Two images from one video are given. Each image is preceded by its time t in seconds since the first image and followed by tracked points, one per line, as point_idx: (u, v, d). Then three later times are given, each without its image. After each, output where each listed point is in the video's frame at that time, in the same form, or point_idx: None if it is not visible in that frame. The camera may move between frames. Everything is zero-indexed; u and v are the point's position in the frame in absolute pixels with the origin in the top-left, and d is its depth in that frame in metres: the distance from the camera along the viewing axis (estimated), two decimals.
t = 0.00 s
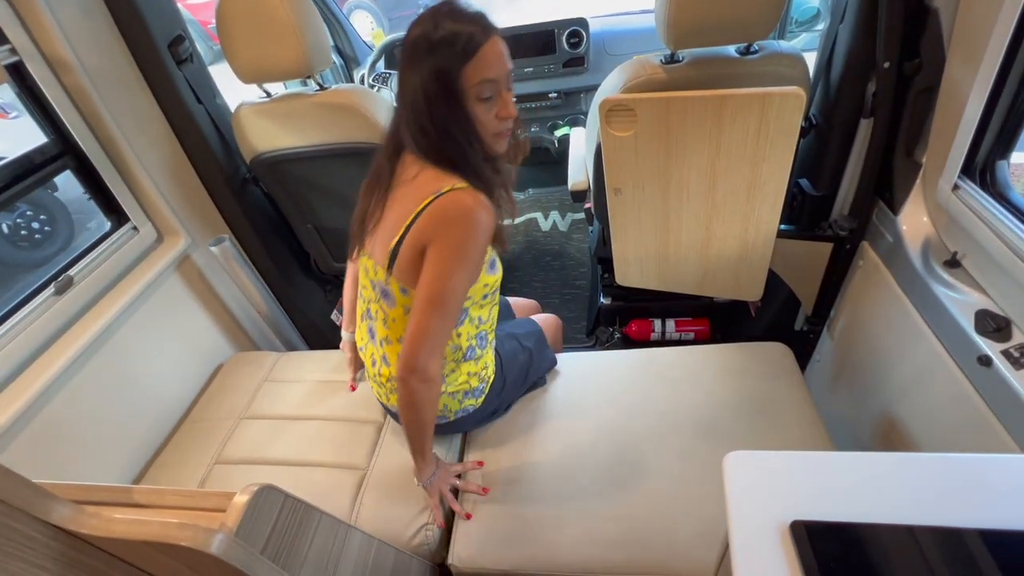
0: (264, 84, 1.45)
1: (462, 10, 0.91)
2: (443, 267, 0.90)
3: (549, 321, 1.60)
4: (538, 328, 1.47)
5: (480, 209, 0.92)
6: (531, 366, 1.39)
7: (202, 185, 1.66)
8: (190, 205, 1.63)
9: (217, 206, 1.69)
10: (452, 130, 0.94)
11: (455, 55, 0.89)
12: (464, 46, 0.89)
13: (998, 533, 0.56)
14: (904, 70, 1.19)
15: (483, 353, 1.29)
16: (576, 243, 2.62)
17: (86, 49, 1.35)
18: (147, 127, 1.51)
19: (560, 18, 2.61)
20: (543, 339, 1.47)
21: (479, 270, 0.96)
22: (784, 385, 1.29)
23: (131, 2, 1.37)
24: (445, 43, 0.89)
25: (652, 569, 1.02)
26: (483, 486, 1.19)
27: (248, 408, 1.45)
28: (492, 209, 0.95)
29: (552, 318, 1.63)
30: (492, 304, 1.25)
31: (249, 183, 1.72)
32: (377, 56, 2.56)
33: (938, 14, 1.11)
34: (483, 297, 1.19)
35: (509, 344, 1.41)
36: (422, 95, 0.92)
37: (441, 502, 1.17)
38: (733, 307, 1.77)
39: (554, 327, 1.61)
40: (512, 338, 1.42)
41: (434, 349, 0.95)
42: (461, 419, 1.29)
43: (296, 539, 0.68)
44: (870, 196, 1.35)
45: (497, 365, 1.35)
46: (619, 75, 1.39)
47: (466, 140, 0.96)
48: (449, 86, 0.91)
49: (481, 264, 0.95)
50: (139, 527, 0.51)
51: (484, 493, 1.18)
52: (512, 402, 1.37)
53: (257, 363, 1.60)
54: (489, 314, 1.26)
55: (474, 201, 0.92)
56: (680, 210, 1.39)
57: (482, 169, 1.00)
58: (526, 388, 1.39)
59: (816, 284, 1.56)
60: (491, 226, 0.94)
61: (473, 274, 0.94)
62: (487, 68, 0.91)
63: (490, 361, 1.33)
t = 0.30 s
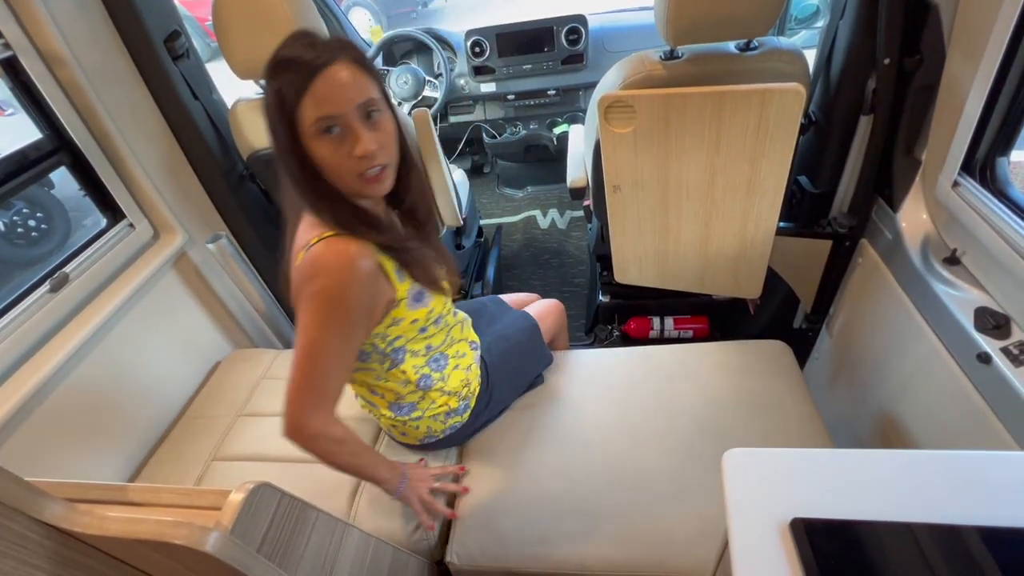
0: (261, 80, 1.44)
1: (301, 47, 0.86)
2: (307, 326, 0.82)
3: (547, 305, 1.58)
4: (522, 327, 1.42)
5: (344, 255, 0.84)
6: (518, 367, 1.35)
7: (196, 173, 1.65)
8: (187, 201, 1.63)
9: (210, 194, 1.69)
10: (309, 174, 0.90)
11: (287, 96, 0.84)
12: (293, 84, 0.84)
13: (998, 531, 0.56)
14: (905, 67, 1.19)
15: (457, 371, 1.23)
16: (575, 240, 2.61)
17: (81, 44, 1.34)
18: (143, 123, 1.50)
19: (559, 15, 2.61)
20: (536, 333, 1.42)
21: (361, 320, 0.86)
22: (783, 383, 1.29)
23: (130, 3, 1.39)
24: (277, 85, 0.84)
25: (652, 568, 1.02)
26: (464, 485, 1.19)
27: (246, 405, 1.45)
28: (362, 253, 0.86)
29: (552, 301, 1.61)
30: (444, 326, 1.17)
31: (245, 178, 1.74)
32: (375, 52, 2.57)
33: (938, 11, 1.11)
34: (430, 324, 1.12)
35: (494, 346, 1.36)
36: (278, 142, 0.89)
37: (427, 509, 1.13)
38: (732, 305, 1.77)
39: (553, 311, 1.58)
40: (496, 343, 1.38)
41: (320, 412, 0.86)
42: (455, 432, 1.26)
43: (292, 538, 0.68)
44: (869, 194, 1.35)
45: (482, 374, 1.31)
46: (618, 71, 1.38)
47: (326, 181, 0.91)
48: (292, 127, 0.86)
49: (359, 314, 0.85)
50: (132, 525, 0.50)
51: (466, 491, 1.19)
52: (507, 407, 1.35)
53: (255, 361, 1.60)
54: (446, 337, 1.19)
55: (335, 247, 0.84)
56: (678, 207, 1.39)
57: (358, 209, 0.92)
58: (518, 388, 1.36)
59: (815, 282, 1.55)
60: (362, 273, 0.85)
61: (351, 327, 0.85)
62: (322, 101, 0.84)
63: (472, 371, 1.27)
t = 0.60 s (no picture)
0: (257, 78, 1.43)
1: (176, 105, 0.85)
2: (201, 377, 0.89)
3: (529, 284, 1.49)
4: (487, 326, 1.38)
5: (230, 316, 0.86)
6: (488, 369, 1.33)
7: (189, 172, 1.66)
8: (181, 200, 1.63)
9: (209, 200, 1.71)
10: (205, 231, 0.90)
11: (167, 159, 0.84)
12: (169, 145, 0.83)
13: (1001, 535, 0.56)
14: (904, 65, 1.18)
15: (405, 389, 1.24)
16: (574, 240, 2.60)
17: (73, 42, 1.33)
18: (137, 121, 1.50)
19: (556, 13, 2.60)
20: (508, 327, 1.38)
21: (252, 371, 0.90)
22: (781, 383, 1.29)
23: None
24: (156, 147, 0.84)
25: (651, 570, 1.01)
26: (397, 508, 1.17)
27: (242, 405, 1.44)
28: (253, 309, 0.88)
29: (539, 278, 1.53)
30: (381, 354, 1.16)
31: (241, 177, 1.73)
32: (372, 50, 2.56)
33: (938, 9, 1.10)
34: (360, 356, 1.11)
35: (461, 352, 1.35)
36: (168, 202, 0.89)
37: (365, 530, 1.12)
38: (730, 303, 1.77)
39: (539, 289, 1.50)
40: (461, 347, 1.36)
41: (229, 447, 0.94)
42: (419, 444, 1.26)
43: (287, 542, 0.67)
44: (868, 194, 1.34)
45: (441, 381, 1.32)
46: (616, 69, 1.37)
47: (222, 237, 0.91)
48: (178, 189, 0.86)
49: (247, 369, 0.89)
50: (123, 531, 0.49)
51: (400, 514, 1.16)
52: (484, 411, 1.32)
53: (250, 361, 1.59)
54: (388, 364, 1.18)
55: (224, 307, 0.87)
56: (676, 206, 1.39)
57: (257, 260, 0.93)
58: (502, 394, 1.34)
59: (814, 281, 1.55)
60: (249, 332, 0.87)
61: (241, 378, 0.89)
62: (204, 160, 0.84)
63: (424, 386, 1.27)
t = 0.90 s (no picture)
0: (253, 76, 1.42)
1: (93, 153, 0.90)
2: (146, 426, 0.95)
3: (490, 295, 1.33)
4: (435, 340, 1.28)
5: (145, 361, 0.92)
6: (438, 387, 1.25)
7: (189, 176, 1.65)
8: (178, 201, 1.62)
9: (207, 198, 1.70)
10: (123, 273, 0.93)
11: (83, 204, 0.88)
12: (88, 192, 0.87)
13: (1002, 536, 0.55)
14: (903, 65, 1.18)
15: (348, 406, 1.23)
16: (572, 239, 2.60)
17: (67, 40, 1.32)
18: (133, 121, 1.49)
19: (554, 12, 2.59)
20: (457, 344, 1.27)
21: (181, 408, 0.95)
22: (779, 383, 1.29)
23: None
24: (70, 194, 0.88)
25: (649, 571, 1.01)
26: (394, 510, 1.17)
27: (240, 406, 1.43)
28: (166, 355, 0.93)
29: (503, 286, 1.36)
30: (314, 377, 1.16)
31: (239, 176, 1.72)
32: (370, 49, 2.55)
33: (937, 7, 1.10)
34: (290, 382, 1.12)
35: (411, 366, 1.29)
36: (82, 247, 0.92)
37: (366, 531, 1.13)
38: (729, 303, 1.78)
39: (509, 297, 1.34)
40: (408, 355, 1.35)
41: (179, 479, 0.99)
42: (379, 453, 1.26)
43: (284, 545, 0.67)
44: (867, 194, 1.34)
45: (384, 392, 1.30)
46: (615, 68, 1.36)
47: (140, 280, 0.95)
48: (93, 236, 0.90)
49: (170, 408, 0.94)
50: (117, 536, 0.49)
51: (398, 515, 1.16)
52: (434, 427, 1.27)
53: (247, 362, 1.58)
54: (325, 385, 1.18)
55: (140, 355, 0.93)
56: (675, 205, 1.38)
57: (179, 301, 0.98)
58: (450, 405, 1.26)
59: (812, 280, 1.55)
60: (164, 375, 0.92)
61: (168, 417, 0.94)
62: (124, 207, 0.89)
63: (370, 399, 1.27)
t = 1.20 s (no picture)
0: (251, 75, 1.41)
1: (32, 206, 0.89)
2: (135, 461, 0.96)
3: (462, 333, 1.16)
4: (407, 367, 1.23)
5: (113, 404, 0.94)
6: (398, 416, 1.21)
7: (189, 179, 1.63)
8: (177, 202, 1.60)
9: (204, 200, 1.67)
10: (78, 322, 0.92)
11: (34, 256, 0.86)
12: (41, 243, 0.86)
13: (1002, 535, 0.56)
14: (902, 64, 1.18)
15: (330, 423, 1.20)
16: (570, 238, 2.60)
17: (64, 39, 1.31)
18: (131, 120, 1.47)
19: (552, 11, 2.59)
20: (425, 375, 1.19)
21: (162, 439, 0.97)
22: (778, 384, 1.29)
23: None
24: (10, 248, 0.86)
25: (649, 572, 1.02)
26: (393, 510, 1.18)
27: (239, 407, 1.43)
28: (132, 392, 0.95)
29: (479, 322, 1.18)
30: (287, 393, 1.15)
31: (237, 176, 1.71)
32: (368, 48, 2.55)
33: (935, 7, 1.10)
34: (262, 399, 1.12)
35: (381, 391, 1.25)
36: (26, 302, 0.90)
37: (367, 530, 1.15)
38: (727, 302, 1.79)
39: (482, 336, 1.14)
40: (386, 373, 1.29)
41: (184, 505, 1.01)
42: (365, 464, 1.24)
43: (286, 546, 0.67)
44: (865, 193, 1.34)
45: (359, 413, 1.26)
46: (614, 68, 1.36)
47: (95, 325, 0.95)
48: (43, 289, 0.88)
49: (149, 441, 0.95)
50: (116, 538, 0.48)
51: (396, 515, 1.17)
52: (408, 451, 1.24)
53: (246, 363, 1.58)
54: (300, 402, 1.16)
55: (107, 396, 0.94)
56: (674, 205, 1.38)
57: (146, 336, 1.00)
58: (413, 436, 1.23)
59: (810, 279, 1.55)
60: (132, 411, 0.94)
61: (150, 449, 0.95)
62: (85, 253, 0.89)
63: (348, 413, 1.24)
